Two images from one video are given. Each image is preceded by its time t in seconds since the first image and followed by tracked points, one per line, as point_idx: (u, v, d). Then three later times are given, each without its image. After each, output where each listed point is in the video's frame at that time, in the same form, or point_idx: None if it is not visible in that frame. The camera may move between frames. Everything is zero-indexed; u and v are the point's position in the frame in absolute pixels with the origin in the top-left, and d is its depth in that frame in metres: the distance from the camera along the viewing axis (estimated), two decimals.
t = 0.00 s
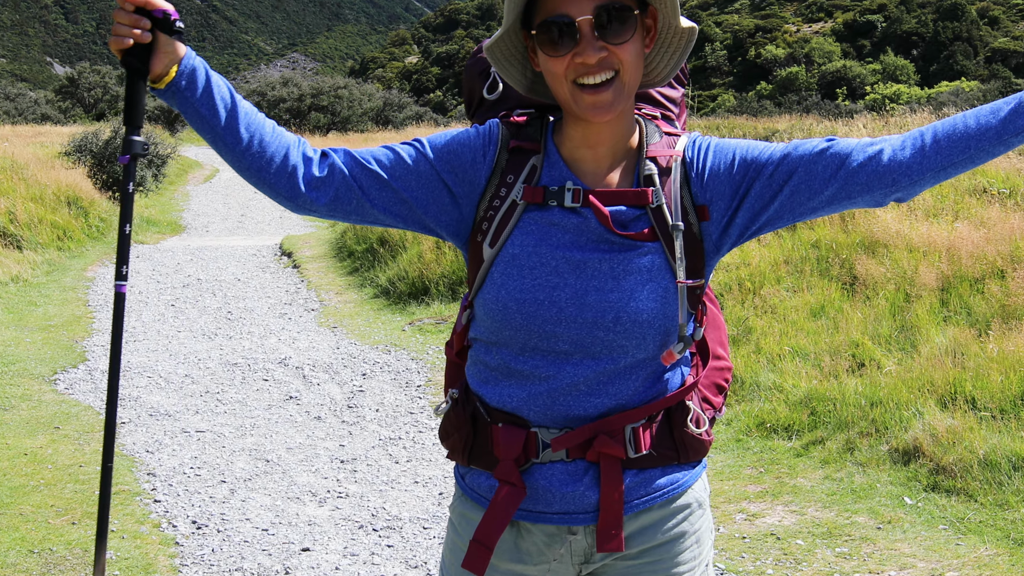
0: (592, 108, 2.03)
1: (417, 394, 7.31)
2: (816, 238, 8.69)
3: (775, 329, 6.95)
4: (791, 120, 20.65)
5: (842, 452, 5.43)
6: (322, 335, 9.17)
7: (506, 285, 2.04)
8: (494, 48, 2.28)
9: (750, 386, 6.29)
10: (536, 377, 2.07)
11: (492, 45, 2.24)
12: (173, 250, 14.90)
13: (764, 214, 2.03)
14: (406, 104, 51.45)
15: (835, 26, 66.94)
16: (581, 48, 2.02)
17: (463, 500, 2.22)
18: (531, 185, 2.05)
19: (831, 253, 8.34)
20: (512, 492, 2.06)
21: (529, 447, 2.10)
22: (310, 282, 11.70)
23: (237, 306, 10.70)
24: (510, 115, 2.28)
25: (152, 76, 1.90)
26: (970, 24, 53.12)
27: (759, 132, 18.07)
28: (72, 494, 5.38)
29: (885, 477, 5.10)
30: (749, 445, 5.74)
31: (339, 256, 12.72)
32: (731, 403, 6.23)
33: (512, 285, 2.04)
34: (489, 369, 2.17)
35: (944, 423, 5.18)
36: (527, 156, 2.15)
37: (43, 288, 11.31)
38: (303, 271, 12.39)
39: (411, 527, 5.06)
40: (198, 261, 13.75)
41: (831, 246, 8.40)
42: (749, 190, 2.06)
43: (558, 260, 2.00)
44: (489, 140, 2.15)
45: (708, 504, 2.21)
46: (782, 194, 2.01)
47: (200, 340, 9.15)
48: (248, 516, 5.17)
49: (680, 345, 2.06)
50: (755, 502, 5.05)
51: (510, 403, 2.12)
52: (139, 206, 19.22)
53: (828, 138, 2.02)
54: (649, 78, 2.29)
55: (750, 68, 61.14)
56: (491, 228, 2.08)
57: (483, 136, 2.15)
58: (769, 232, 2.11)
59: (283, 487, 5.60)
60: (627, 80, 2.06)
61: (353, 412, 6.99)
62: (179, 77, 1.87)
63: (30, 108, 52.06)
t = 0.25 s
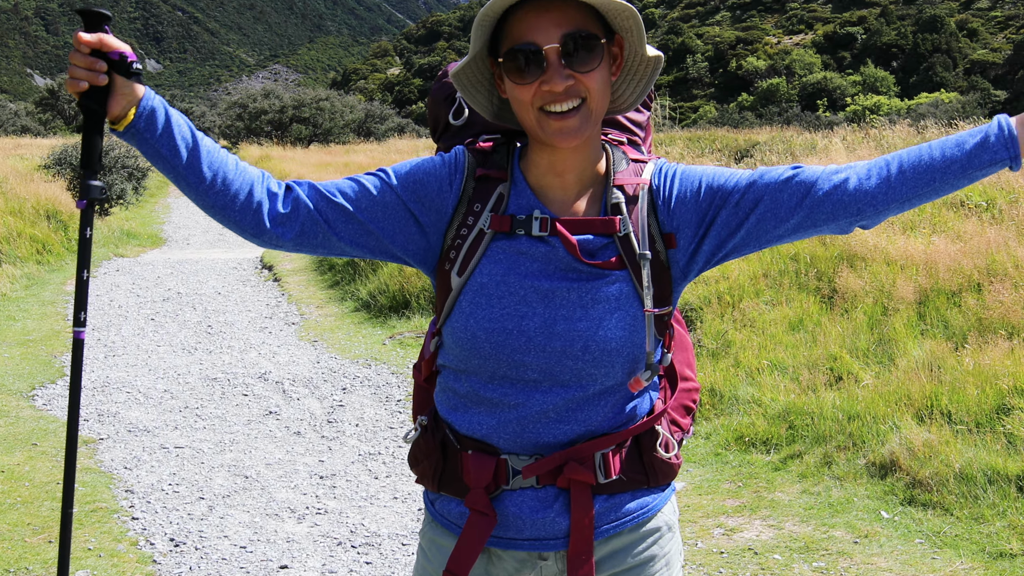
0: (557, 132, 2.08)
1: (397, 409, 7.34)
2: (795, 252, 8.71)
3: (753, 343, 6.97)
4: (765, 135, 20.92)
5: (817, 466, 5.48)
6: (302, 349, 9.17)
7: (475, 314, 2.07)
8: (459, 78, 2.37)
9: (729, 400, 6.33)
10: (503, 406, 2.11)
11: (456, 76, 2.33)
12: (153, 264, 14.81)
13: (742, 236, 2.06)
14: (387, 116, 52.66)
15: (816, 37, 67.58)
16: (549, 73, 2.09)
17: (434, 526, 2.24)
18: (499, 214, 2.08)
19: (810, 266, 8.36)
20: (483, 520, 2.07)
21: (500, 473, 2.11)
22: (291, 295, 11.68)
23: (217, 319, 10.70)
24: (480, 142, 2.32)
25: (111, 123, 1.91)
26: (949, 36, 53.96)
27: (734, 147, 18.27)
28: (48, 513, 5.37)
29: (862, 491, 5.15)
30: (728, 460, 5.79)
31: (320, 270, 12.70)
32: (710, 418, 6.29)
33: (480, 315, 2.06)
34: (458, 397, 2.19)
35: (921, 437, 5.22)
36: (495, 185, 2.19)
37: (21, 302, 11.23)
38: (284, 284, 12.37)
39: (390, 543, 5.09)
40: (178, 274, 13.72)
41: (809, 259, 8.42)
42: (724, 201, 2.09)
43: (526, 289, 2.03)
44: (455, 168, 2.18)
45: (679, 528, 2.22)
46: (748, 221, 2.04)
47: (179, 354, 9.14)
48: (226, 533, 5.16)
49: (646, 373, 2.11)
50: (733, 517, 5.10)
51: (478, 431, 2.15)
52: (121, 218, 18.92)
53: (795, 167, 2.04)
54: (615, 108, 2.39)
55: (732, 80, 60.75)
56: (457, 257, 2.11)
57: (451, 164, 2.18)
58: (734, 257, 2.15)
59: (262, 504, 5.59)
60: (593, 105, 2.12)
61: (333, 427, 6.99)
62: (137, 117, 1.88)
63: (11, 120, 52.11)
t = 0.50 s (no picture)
0: (516, 156, 2.26)
1: (377, 424, 7.41)
2: (773, 264, 8.79)
3: (731, 358, 7.09)
4: (739, 152, 21.48)
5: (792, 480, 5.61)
6: (281, 364, 9.25)
7: (437, 346, 2.21)
8: (416, 103, 2.63)
9: (707, 415, 6.49)
10: (467, 433, 2.24)
11: (414, 101, 2.57)
12: (132, 278, 15.21)
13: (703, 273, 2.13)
14: (368, 128, 54.50)
15: (795, 50, 70.85)
16: (504, 96, 2.27)
17: (402, 553, 2.39)
18: (457, 245, 2.23)
19: (787, 280, 8.42)
20: (448, 546, 2.20)
21: (467, 498, 2.25)
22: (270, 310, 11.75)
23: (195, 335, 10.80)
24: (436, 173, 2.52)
25: (73, 375, 2.04)
26: (928, 49, 55.85)
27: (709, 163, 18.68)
28: (23, 532, 5.38)
29: (839, 505, 5.24)
30: (706, 475, 5.91)
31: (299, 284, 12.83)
32: (688, 432, 6.44)
33: (443, 346, 2.20)
34: (423, 425, 2.34)
35: (897, 452, 5.33)
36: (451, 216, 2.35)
37: None
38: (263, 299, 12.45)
39: (368, 561, 5.12)
40: (157, 290, 13.94)
41: (787, 272, 8.48)
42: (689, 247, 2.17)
43: (486, 320, 2.17)
44: (412, 205, 2.32)
45: (646, 550, 2.36)
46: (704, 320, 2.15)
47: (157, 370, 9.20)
48: (203, 551, 5.16)
49: (605, 401, 2.20)
50: (710, 532, 5.19)
51: (445, 457, 2.28)
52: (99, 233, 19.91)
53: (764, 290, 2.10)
54: (574, 138, 2.64)
55: (713, 91, 63.62)
56: (419, 290, 2.24)
57: (408, 197, 2.33)
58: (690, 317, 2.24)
59: (240, 520, 5.61)
60: (550, 129, 2.32)
61: (312, 443, 7.03)
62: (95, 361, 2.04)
63: None
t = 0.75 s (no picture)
0: (485, 182, 2.41)
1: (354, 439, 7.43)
2: (750, 280, 8.88)
3: (709, 372, 7.16)
4: (718, 167, 21.65)
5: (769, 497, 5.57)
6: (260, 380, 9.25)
7: (411, 375, 2.40)
8: (388, 136, 2.76)
9: (685, 431, 6.51)
10: (437, 459, 2.42)
11: (385, 132, 2.70)
12: (108, 293, 15.31)
13: (646, 342, 2.49)
14: (348, 142, 55.63)
15: (775, 63, 68.99)
16: (473, 121, 2.40)
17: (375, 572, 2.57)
18: (430, 273, 2.43)
19: (764, 295, 8.52)
20: (422, 566, 2.38)
21: (439, 520, 2.43)
22: (248, 326, 11.78)
23: (172, 351, 10.86)
24: (411, 200, 2.71)
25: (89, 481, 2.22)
26: (907, 62, 56.33)
27: (683, 178, 18.88)
28: None
29: (815, 521, 5.23)
30: (683, 490, 5.91)
31: (277, 298, 12.89)
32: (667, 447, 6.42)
33: (416, 374, 2.40)
34: (396, 448, 2.53)
35: (873, 467, 5.36)
36: (426, 243, 2.55)
37: None
38: (241, 315, 12.51)
39: None
40: (133, 305, 14.00)
41: (765, 287, 8.57)
42: (642, 323, 2.49)
43: (460, 349, 2.37)
44: (388, 233, 2.54)
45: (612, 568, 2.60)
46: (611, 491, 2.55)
47: (133, 387, 9.23)
48: (179, 571, 5.15)
49: (566, 439, 2.38)
50: (688, 549, 5.17)
51: (417, 481, 2.46)
52: (76, 248, 20.12)
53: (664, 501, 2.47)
54: (546, 163, 2.80)
55: (692, 106, 62.20)
56: (393, 317, 2.45)
57: (384, 227, 2.55)
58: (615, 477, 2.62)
59: (215, 539, 5.61)
60: (519, 152, 2.45)
61: (288, 460, 7.05)
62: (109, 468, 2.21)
63: None
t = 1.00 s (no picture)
0: (467, 213, 2.37)
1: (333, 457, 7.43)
2: (729, 294, 8.90)
3: (689, 388, 7.15)
4: (698, 180, 21.93)
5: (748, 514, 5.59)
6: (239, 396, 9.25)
7: (389, 403, 2.40)
8: (368, 158, 2.70)
9: (666, 445, 6.52)
10: (417, 485, 2.43)
11: (364, 154, 2.63)
12: (85, 309, 15.22)
13: (625, 359, 2.43)
14: (327, 155, 56.52)
15: (755, 76, 69.26)
16: (456, 151, 2.35)
17: None
18: (409, 301, 2.42)
19: (744, 309, 8.52)
20: None
21: (418, 543, 2.44)
22: (227, 342, 11.80)
23: (150, 367, 10.81)
24: (389, 222, 2.69)
25: (48, 503, 2.23)
26: (886, 76, 56.82)
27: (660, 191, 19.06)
28: None
29: (793, 538, 5.26)
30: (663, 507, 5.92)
31: (257, 313, 12.91)
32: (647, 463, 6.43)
33: (394, 402, 2.39)
34: (374, 473, 2.53)
35: (851, 483, 5.39)
36: (405, 267, 2.54)
37: None
38: (220, 331, 12.52)
39: None
40: (112, 321, 13.96)
41: (744, 302, 8.58)
42: (619, 343, 2.44)
43: (440, 376, 2.37)
44: (366, 257, 2.52)
45: None
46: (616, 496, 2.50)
47: (111, 404, 9.18)
48: None
49: (555, 459, 2.44)
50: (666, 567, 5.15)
51: (396, 506, 2.47)
52: (54, 263, 20.10)
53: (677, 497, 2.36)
54: (523, 189, 2.76)
55: (673, 119, 63.32)
56: (371, 342, 2.44)
57: (362, 251, 2.53)
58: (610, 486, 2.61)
59: (192, 558, 5.57)
60: (500, 184, 2.41)
61: (266, 478, 7.04)
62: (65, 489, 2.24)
63: None
